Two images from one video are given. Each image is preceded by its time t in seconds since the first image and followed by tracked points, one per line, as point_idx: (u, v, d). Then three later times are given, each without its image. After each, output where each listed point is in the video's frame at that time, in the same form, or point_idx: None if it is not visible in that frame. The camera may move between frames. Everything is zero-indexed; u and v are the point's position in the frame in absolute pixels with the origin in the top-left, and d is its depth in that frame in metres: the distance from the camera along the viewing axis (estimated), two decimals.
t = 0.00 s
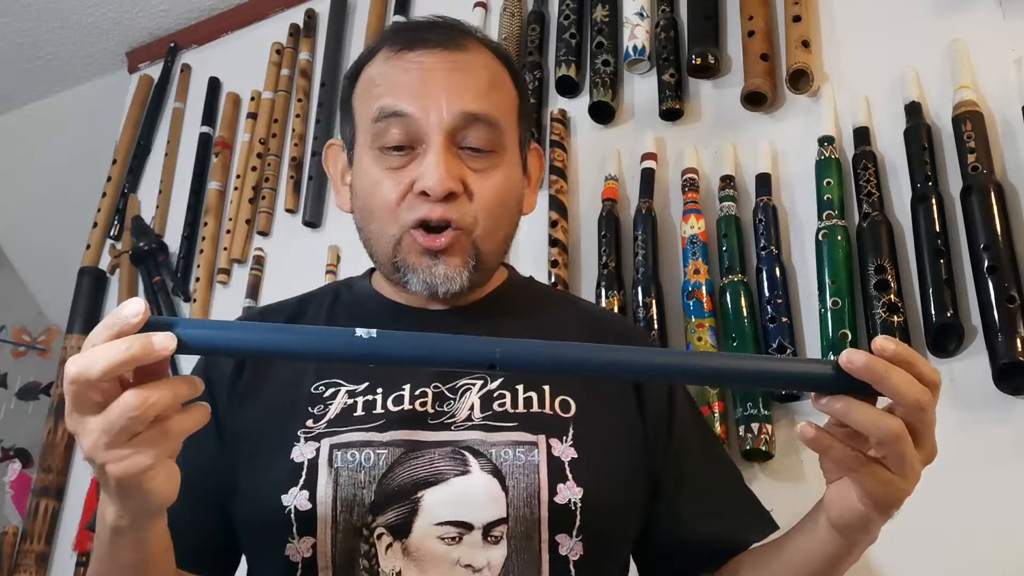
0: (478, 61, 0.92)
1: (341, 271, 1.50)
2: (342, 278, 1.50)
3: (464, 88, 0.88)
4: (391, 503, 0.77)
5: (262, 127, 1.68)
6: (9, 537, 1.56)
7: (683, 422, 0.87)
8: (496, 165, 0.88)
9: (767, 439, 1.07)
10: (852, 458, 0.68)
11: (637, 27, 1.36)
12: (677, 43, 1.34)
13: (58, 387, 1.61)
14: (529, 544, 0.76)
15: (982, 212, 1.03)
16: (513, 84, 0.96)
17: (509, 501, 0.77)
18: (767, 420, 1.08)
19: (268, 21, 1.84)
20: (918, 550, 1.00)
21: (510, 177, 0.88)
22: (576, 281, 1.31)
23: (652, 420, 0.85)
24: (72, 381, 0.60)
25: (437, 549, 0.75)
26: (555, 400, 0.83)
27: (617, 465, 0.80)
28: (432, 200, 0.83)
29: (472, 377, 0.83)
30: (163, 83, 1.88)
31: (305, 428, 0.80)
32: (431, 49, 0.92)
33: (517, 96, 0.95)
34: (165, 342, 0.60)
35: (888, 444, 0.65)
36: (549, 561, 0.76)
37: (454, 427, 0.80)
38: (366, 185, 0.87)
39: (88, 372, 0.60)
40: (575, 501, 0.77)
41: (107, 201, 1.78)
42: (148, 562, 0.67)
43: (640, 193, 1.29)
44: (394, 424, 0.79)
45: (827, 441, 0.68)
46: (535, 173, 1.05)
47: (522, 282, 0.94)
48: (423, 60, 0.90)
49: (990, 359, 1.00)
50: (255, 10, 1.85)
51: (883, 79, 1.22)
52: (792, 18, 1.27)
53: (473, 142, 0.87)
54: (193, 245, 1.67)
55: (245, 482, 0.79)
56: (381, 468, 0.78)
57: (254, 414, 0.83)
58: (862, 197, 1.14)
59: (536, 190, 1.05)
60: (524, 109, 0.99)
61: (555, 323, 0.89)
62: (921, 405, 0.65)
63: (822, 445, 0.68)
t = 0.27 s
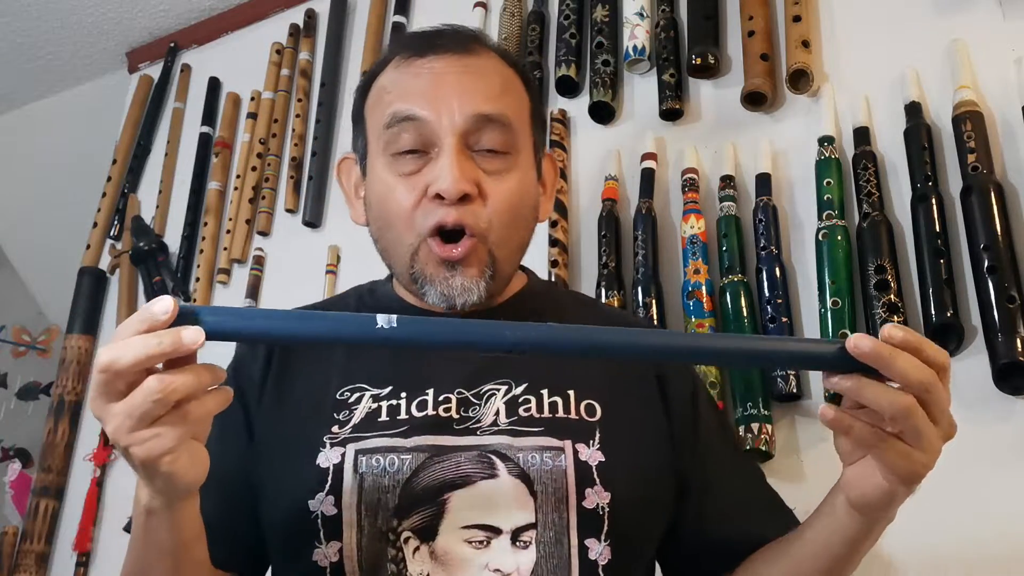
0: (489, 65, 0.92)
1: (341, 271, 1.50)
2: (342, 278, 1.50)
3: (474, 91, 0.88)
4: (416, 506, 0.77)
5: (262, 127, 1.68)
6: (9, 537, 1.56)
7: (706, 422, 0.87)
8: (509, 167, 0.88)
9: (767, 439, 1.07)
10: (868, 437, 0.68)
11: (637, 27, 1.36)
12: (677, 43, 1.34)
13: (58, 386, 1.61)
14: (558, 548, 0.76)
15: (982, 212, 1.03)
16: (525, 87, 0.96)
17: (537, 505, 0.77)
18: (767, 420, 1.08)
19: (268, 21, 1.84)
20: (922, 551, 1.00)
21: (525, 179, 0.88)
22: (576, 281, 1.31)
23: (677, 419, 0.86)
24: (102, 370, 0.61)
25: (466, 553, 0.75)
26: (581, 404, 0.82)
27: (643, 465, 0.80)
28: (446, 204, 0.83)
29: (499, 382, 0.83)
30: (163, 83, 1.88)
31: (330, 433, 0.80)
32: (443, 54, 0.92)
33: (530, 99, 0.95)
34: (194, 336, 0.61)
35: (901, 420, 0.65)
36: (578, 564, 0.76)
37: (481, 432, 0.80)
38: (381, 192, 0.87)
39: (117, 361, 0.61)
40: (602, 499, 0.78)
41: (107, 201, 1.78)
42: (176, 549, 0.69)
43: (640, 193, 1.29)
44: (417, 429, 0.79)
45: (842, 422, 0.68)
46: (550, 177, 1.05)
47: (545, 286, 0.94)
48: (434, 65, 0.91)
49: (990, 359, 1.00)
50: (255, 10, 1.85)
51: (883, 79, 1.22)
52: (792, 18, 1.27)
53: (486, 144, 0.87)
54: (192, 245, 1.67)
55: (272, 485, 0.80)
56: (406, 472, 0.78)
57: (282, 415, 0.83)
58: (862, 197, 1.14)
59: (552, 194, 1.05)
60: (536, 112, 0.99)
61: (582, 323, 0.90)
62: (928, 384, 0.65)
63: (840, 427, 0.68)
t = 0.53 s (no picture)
0: (478, 52, 0.91)
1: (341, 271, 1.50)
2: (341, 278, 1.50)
3: (461, 81, 0.87)
4: (407, 498, 0.76)
5: (262, 127, 1.68)
6: (9, 537, 1.56)
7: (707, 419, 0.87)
8: (497, 160, 0.87)
9: (767, 439, 1.07)
10: (864, 478, 0.64)
11: (637, 27, 1.36)
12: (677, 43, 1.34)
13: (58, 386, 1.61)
14: (554, 541, 0.76)
15: (982, 213, 1.03)
16: (517, 72, 0.95)
17: (533, 498, 0.77)
18: (767, 420, 1.08)
19: (268, 21, 1.84)
20: (921, 551, 1.00)
21: (513, 172, 0.88)
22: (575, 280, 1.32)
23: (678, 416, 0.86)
24: (85, 380, 0.58)
25: (458, 546, 0.75)
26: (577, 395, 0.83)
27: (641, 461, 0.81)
28: (432, 198, 0.82)
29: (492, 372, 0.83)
30: (163, 83, 1.88)
31: (317, 421, 0.80)
32: (431, 38, 0.91)
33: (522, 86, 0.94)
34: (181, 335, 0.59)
35: (903, 460, 0.61)
36: (574, 558, 0.76)
37: (473, 422, 0.80)
38: (365, 184, 0.87)
39: (101, 372, 0.58)
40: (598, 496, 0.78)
41: (107, 201, 1.78)
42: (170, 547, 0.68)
43: (640, 193, 1.29)
44: (410, 418, 0.79)
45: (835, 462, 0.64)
46: (546, 163, 1.05)
47: (540, 276, 0.94)
48: (422, 50, 0.90)
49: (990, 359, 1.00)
50: (255, 10, 1.85)
51: (883, 79, 1.22)
52: (792, 18, 1.27)
53: (473, 137, 0.87)
54: (193, 245, 1.67)
55: (257, 475, 0.78)
56: (396, 462, 0.77)
57: (267, 404, 0.82)
58: (862, 197, 1.14)
59: (548, 179, 1.05)
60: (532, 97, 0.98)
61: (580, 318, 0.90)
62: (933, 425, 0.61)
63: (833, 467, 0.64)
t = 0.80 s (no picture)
0: (474, 35, 0.90)
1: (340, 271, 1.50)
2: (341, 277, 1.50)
3: (456, 67, 0.86)
4: (399, 486, 0.76)
5: (262, 127, 1.68)
6: (10, 537, 1.56)
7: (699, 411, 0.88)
8: (491, 149, 0.87)
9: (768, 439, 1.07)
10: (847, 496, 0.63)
11: (637, 27, 1.36)
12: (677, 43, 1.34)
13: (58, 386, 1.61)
14: (549, 533, 0.76)
15: (982, 213, 1.03)
16: (516, 53, 0.94)
17: (529, 487, 0.77)
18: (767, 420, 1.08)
19: (268, 21, 1.84)
20: (920, 551, 1.00)
21: (508, 160, 0.87)
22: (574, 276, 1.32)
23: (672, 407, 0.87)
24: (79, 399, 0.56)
25: (452, 537, 0.74)
26: (574, 383, 0.83)
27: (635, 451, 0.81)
28: (424, 189, 0.82)
29: (486, 359, 0.83)
30: (163, 83, 1.88)
31: (308, 407, 0.80)
32: (426, 21, 0.90)
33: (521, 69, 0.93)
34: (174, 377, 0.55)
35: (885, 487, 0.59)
36: (571, 551, 0.75)
37: (467, 409, 0.80)
38: (355, 170, 0.87)
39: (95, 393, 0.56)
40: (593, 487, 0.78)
41: (107, 201, 1.78)
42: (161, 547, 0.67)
43: (640, 193, 1.29)
44: (402, 404, 0.79)
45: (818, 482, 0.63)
46: (545, 144, 1.04)
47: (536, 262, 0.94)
48: (416, 33, 0.89)
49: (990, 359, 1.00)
50: (255, 10, 1.85)
51: (883, 79, 1.22)
52: (792, 18, 1.27)
53: (467, 125, 0.86)
54: (193, 245, 1.67)
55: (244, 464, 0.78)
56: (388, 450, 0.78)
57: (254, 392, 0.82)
58: (862, 197, 1.14)
59: (546, 161, 1.05)
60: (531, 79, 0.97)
61: (576, 307, 0.90)
62: (912, 445, 0.59)
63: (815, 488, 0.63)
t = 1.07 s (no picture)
0: (471, 33, 0.89)
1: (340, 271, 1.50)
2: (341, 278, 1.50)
3: (453, 64, 0.86)
4: (395, 485, 0.76)
5: (262, 127, 1.68)
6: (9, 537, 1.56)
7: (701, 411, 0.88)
8: (489, 147, 0.87)
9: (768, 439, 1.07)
10: (841, 488, 0.63)
11: (637, 27, 1.36)
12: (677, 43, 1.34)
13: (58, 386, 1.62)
14: (543, 535, 0.76)
15: (982, 213, 1.03)
16: (514, 51, 0.93)
17: (524, 490, 0.77)
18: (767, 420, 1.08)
19: (268, 21, 1.84)
20: (919, 551, 1.00)
21: (506, 158, 0.87)
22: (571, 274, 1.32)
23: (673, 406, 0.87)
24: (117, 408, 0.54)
25: (445, 537, 0.74)
26: (573, 387, 0.82)
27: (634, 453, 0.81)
28: (421, 187, 0.82)
29: (486, 359, 0.83)
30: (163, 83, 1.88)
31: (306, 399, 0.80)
32: (423, 20, 0.90)
33: (519, 66, 0.93)
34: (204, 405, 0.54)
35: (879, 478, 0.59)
36: (566, 553, 0.75)
37: (465, 409, 0.79)
38: (355, 169, 0.87)
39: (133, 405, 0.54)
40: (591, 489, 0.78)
41: (107, 201, 1.78)
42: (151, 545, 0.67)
43: (640, 193, 1.29)
44: (402, 403, 0.79)
45: (812, 473, 0.64)
46: (548, 141, 1.04)
47: (538, 263, 0.94)
48: (412, 31, 0.89)
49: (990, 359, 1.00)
50: (255, 11, 1.85)
51: (883, 79, 1.22)
52: (792, 18, 1.27)
53: (465, 123, 0.86)
54: (193, 245, 1.67)
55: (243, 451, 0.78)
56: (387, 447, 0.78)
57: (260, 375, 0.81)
58: (862, 197, 1.14)
59: (549, 158, 1.04)
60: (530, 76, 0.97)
61: (576, 307, 0.90)
62: (905, 432, 0.58)
63: (809, 478, 0.64)
